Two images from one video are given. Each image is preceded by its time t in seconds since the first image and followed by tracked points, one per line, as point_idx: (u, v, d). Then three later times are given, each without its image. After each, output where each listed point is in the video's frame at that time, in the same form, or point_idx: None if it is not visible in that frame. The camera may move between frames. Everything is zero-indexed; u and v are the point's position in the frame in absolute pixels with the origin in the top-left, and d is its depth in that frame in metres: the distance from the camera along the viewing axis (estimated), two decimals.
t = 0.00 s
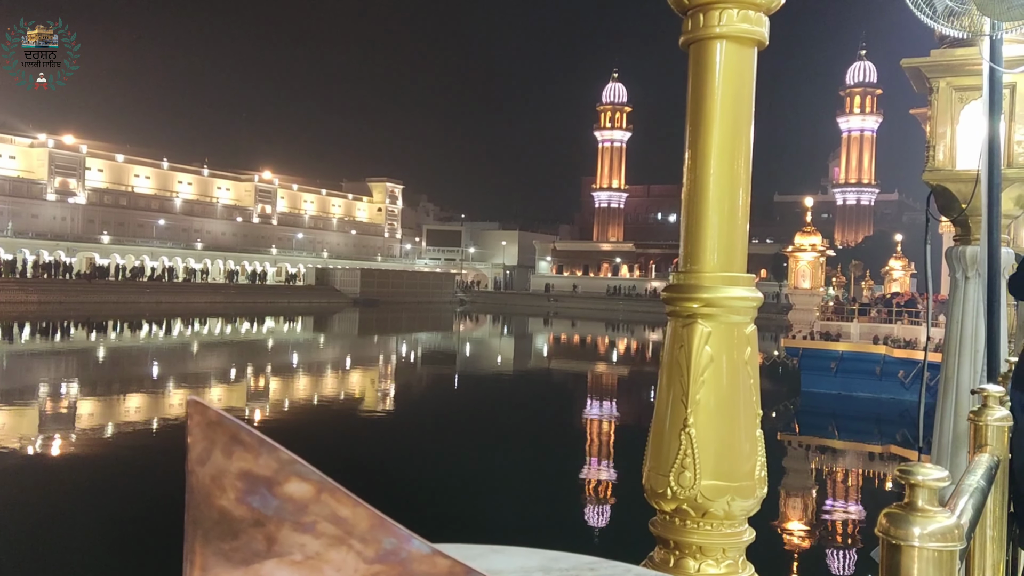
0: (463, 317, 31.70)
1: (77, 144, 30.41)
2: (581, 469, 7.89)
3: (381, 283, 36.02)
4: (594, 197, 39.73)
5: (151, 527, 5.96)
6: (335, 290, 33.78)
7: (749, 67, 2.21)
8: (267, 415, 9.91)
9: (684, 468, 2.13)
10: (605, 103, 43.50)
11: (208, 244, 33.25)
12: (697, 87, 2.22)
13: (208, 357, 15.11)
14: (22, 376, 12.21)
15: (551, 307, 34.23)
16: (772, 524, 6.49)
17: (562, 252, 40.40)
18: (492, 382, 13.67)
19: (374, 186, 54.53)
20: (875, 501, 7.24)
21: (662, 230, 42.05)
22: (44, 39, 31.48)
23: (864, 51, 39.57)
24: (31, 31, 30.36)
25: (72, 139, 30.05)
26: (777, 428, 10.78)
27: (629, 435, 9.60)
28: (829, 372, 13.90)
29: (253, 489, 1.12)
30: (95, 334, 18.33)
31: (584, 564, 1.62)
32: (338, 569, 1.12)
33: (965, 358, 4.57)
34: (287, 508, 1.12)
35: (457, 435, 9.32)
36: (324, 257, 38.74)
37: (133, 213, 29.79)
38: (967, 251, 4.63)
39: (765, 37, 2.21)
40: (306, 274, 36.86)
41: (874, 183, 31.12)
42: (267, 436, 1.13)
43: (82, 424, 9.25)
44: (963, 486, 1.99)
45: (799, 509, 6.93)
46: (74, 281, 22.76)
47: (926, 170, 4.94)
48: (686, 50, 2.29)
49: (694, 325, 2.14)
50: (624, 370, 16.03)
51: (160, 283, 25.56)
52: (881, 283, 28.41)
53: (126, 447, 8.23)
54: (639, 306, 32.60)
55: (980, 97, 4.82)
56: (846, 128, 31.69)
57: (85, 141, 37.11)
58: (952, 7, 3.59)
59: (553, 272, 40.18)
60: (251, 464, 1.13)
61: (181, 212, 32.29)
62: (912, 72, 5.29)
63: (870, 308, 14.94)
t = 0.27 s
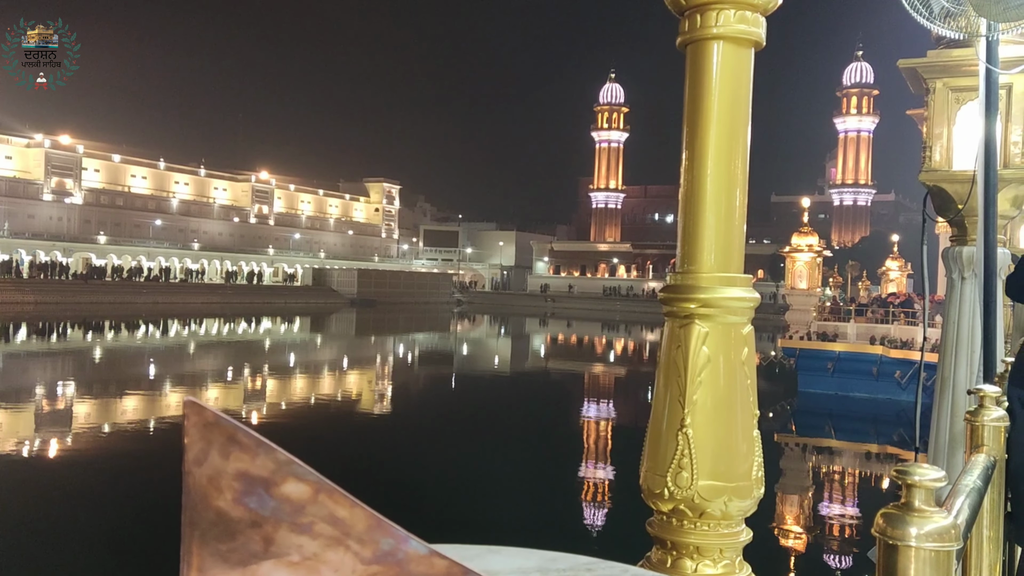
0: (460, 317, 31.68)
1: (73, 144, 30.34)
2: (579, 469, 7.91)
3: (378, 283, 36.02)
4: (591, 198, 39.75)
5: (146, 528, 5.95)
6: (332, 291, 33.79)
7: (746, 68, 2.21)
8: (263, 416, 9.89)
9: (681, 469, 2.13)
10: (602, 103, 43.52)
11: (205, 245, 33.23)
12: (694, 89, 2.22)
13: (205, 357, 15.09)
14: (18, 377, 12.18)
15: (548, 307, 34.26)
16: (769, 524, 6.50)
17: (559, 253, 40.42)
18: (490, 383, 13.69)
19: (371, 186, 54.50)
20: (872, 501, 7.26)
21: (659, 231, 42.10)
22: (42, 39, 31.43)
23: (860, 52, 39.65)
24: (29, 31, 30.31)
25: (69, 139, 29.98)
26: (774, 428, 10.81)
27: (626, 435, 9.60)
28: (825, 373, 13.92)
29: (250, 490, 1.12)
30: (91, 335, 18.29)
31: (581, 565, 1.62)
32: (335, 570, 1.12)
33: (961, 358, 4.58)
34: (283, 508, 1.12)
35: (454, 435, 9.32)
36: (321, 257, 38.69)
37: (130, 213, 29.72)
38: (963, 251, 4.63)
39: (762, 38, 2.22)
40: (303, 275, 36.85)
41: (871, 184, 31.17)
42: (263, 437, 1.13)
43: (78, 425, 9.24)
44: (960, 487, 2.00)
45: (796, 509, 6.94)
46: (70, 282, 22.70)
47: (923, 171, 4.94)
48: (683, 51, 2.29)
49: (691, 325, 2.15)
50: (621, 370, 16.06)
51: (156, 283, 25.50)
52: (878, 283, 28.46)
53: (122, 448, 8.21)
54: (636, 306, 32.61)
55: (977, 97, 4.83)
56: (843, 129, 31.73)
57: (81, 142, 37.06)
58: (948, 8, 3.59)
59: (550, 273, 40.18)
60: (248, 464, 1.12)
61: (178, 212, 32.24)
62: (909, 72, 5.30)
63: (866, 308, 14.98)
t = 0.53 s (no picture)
0: (456, 317, 31.68)
1: (68, 144, 30.24)
2: (575, 469, 7.92)
3: (374, 284, 36.00)
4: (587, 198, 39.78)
5: (141, 528, 5.94)
6: (327, 291, 33.75)
7: (742, 69, 2.21)
8: (259, 416, 9.88)
9: (676, 469, 2.14)
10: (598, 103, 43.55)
11: (200, 245, 33.17)
12: (689, 90, 2.22)
13: (201, 358, 15.08)
14: (14, 377, 12.15)
15: (543, 307, 34.28)
16: (765, 524, 6.52)
17: (555, 253, 40.44)
18: (486, 383, 13.69)
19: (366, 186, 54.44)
20: (867, 501, 7.28)
21: (655, 231, 42.16)
22: (40, 39, 31.35)
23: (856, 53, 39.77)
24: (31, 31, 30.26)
25: (64, 139, 29.89)
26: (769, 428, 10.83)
27: (622, 435, 9.62)
28: (821, 373, 13.96)
29: (244, 490, 1.12)
30: (86, 335, 18.25)
31: (576, 565, 1.62)
32: (331, 571, 1.12)
33: (956, 358, 4.60)
34: (279, 509, 1.12)
35: (450, 435, 9.32)
36: (317, 257, 38.66)
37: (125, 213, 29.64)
38: (957, 251, 4.64)
39: (757, 39, 2.23)
40: (299, 275, 36.80)
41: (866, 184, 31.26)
42: (258, 438, 1.13)
43: (72, 425, 9.22)
44: (954, 486, 2.01)
45: (791, 509, 6.96)
46: (65, 282, 22.64)
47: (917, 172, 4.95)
48: (679, 51, 2.30)
49: (686, 325, 2.15)
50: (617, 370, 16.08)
51: (151, 284, 25.44)
52: (873, 284, 28.55)
53: (117, 448, 8.19)
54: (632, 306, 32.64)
55: (971, 98, 4.85)
56: (839, 129, 31.81)
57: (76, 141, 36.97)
58: (943, 9, 3.60)
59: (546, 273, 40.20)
60: (243, 465, 1.12)
61: (173, 212, 32.17)
62: (904, 73, 5.32)
63: (862, 308, 15.02)
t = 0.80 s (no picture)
0: (451, 318, 31.67)
1: (61, 143, 30.10)
2: (570, 469, 7.93)
3: (369, 284, 35.96)
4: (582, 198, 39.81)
5: (135, 529, 5.92)
6: (322, 291, 33.71)
7: (736, 70, 2.22)
8: (253, 417, 9.86)
9: (670, 469, 2.14)
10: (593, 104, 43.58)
11: (194, 245, 33.09)
12: (683, 91, 2.23)
13: (195, 358, 15.02)
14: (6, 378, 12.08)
15: (538, 307, 34.30)
16: (759, 524, 6.53)
17: (550, 253, 40.45)
18: (480, 383, 13.70)
19: (361, 186, 54.36)
20: (861, 500, 7.30)
21: (649, 231, 42.22)
22: (37, 38, 31.21)
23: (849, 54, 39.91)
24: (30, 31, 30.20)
25: (57, 139, 29.76)
26: (764, 428, 10.85)
27: (617, 436, 9.62)
28: (815, 373, 14.00)
29: (238, 490, 1.12)
30: (79, 336, 18.16)
31: (571, 565, 1.62)
32: (324, 571, 1.12)
33: (949, 358, 4.62)
34: (272, 509, 1.12)
35: (444, 436, 9.32)
36: (311, 257, 38.58)
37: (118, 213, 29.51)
38: (951, 251, 4.65)
39: (750, 40, 2.23)
40: (293, 275, 36.73)
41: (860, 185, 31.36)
42: (252, 438, 1.13)
43: (65, 426, 9.19)
44: (947, 486, 2.01)
45: (785, 508, 6.98)
46: (58, 282, 22.53)
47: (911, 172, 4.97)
48: (672, 52, 2.31)
49: (680, 326, 2.15)
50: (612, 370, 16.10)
51: (145, 284, 25.33)
52: (866, 284, 28.62)
53: (110, 449, 8.17)
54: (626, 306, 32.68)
55: (963, 99, 4.86)
56: (832, 130, 31.90)
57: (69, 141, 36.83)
58: (937, 9, 3.61)
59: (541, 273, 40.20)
60: (236, 465, 1.12)
61: (167, 212, 32.08)
62: (897, 74, 5.34)
63: (856, 308, 15.06)
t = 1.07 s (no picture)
0: (445, 318, 31.65)
1: (54, 144, 29.97)
2: (564, 469, 7.94)
3: (364, 285, 35.92)
4: (577, 199, 39.84)
5: (127, 531, 5.88)
6: (317, 292, 33.65)
7: (728, 70, 2.22)
8: (247, 418, 9.83)
9: (663, 469, 2.14)
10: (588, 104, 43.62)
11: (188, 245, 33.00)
12: (675, 92, 2.23)
13: (188, 360, 14.98)
14: None
15: (532, 308, 34.29)
16: (754, 523, 6.55)
17: (545, 254, 40.46)
18: (475, 384, 13.69)
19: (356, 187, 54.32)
20: (854, 500, 7.33)
21: (644, 232, 42.27)
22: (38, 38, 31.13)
23: (843, 55, 40.02)
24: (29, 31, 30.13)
25: (50, 139, 29.65)
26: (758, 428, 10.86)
27: (611, 436, 9.64)
28: (809, 373, 14.03)
29: (227, 492, 1.12)
30: (73, 337, 18.10)
31: (563, 565, 1.63)
32: (314, 571, 1.12)
33: (941, 359, 4.63)
34: (263, 510, 1.12)
35: (439, 436, 9.30)
36: (306, 258, 38.53)
37: (112, 214, 29.40)
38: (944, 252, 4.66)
39: (743, 41, 2.23)
40: (288, 276, 36.65)
41: (854, 186, 31.46)
42: (242, 440, 1.12)
43: (58, 427, 9.15)
44: (939, 486, 2.02)
45: (779, 508, 7.00)
46: (51, 283, 22.46)
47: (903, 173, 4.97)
48: (665, 52, 2.31)
49: (673, 326, 2.15)
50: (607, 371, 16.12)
51: (139, 285, 25.25)
52: (861, 284, 28.75)
53: (104, 450, 8.14)
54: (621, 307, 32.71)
55: (956, 100, 4.87)
56: (826, 130, 32.00)
57: (62, 142, 36.70)
58: (929, 10, 3.61)
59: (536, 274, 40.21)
60: (226, 466, 1.12)
61: (161, 213, 32.00)
62: (889, 76, 5.36)
63: (850, 308, 15.10)
